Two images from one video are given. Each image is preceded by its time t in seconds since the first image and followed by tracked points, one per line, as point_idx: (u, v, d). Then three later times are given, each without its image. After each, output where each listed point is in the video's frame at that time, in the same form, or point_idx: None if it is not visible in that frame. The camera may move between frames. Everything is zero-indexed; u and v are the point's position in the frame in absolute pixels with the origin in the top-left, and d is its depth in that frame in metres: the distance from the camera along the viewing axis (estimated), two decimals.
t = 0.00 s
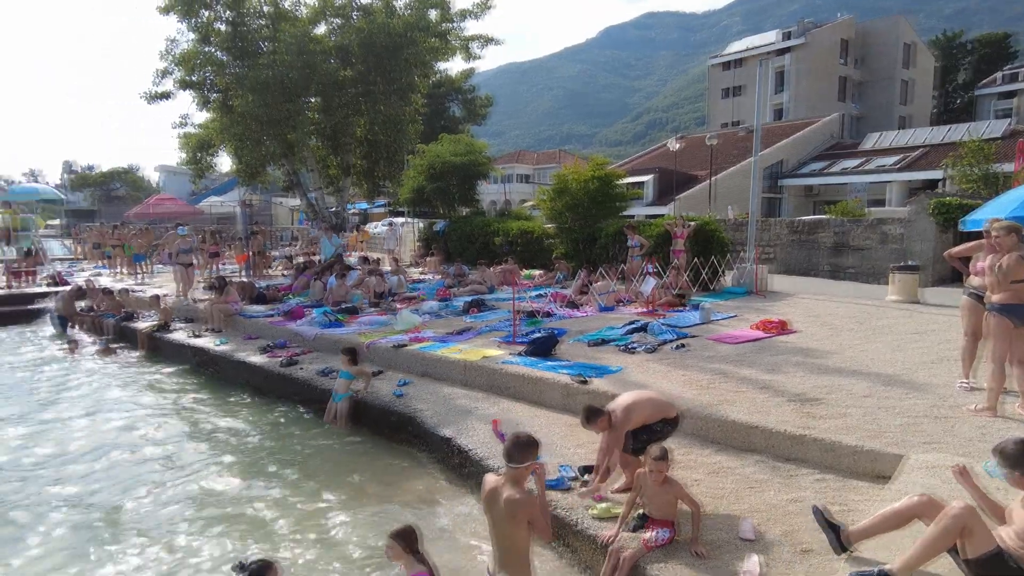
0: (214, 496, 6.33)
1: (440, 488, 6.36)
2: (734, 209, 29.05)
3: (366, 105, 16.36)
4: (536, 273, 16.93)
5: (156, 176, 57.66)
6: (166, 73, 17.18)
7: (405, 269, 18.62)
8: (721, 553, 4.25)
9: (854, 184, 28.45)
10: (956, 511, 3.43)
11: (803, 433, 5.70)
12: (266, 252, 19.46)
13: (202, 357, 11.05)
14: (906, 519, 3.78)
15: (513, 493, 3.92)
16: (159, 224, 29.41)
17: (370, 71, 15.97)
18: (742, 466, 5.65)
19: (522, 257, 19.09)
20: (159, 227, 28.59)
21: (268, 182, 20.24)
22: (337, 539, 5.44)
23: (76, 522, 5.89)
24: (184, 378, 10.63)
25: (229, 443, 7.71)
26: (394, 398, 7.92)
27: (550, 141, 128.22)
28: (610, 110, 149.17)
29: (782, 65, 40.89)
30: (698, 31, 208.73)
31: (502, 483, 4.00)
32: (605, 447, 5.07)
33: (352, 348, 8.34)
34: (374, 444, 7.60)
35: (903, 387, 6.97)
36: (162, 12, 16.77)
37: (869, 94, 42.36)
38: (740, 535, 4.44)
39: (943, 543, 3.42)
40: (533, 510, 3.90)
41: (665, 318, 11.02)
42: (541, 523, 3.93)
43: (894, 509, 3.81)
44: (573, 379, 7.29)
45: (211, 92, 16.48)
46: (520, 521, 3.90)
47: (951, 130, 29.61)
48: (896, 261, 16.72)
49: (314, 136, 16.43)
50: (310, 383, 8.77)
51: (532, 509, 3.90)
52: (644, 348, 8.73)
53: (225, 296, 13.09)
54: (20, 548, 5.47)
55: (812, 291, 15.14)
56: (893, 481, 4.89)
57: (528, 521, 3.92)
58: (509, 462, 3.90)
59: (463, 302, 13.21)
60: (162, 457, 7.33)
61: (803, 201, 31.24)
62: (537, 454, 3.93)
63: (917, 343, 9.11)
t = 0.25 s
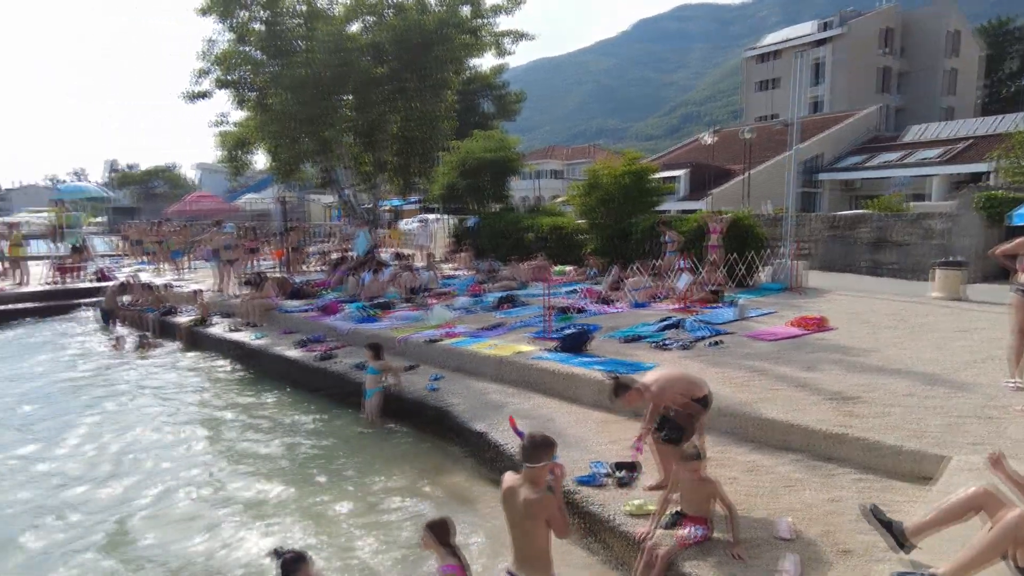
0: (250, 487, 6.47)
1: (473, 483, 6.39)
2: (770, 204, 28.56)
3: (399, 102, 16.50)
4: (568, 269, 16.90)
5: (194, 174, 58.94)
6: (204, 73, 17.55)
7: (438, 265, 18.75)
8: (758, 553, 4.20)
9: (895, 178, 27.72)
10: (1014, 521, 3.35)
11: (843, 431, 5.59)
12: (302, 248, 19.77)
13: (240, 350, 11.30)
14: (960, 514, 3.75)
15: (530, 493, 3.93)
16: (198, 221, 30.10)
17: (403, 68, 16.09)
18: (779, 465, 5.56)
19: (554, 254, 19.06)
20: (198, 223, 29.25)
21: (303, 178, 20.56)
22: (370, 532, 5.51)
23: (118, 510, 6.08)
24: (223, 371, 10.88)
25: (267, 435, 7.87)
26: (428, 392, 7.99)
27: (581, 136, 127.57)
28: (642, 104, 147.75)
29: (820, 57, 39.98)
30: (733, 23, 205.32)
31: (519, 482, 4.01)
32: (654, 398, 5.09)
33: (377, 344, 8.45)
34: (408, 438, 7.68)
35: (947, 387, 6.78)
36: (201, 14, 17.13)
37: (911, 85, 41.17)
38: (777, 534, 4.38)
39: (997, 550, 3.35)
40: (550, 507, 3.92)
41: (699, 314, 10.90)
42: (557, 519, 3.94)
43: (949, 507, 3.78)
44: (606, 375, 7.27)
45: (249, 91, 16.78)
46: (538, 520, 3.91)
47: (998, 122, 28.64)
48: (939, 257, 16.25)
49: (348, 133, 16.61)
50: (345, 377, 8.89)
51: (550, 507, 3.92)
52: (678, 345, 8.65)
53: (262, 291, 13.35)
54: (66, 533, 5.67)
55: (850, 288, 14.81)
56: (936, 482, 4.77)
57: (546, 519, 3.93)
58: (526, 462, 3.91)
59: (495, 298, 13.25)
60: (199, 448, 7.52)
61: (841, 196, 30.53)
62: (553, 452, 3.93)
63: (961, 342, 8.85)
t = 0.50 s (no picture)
0: (284, 479, 6.58)
1: (505, 478, 6.41)
2: (806, 199, 28.00)
3: (431, 99, 16.59)
4: (599, 265, 16.82)
5: (230, 172, 60.10)
6: (241, 73, 17.87)
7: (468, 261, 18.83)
8: (794, 553, 4.13)
9: (936, 172, 26.95)
10: None
11: (882, 431, 5.46)
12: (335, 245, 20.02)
13: (276, 345, 11.52)
14: None
15: (552, 494, 3.88)
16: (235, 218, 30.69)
17: (435, 66, 16.20)
18: (816, 465, 5.46)
19: (585, 250, 18.97)
20: (234, 221, 29.82)
21: (336, 176, 20.81)
22: (402, 525, 5.57)
23: (156, 499, 6.25)
24: (260, 365, 11.10)
25: (301, 429, 8.00)
26: (460, 387, 8.03)
27: (612, 132, 126.71)
28: (674, 99, 145.97)
29: (858, 48, 39.03)
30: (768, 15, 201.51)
31: (541, 483, 3.97)
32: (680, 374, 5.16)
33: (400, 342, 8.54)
34: (439, 433, 7.73)
35: (992, 387, 6.58)
36: (238, 14, 17.42)
37: (954, 76, 39.95)
38: (814, 534, 4.31)
39: None
40: (572, 509, 3.84)
41: (734, 311, 10.75)
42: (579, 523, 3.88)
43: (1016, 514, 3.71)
44: (639, 372, 7.22)
45: (284, 90, 17.04)
46: (560, 521, 3.85)
47: None
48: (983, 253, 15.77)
49: (381, 131, 16.75)
50: (378, 372, 9.00)
51: (574, 507, 3.84)
52: (711, 342, 8.56)
53: (297, 287, 13.57)
54: (109, 521, 5.85)
55: (890, 284, 14.44)
56: (981, 485, 4.64)
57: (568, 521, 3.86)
58: (547, 463, 3.86)
59: (526, 294, 13.26)
60: (235, 440, 7.67)
61: (880, 190, 29.81)
62: (574, 452, 3.85)
63: (1007, 341, 8.58)
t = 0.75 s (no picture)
0: (320, 472, 6.70)
1: (536, 475, 6.41)
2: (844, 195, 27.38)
3: (463, 97, 16.64)
4: (631, 262, 16.70)
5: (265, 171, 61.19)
6: (276, 72, 18.16)
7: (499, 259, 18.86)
8: (832, 555, 4.05)
9: (981, 166, 26.10)
10: None
11: (924, 432, 5.32)
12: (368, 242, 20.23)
13: (311, 340, 11.70)
14: None
15: (587, 499, 3.83)
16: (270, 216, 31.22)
17: (467, 63, 16.25)
18: (854, 465, 5.35)
19: (617, 246, 18.85)
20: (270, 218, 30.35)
21: (369, 174, 21.01)
22: (435, 519, 5.62)
23: (196, 489, 6.40)
24: (295, 360, 11.30)
25: (336, 423, 8.12)
26: (492, 382, 8.06)
27: (644, 127, 125.53)
28: (707, 93, 143.92)
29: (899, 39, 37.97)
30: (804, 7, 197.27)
31: (574, 488, 3.90)
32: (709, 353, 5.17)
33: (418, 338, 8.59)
34: (471, 428, 7.76)
35: None
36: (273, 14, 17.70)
37: (1001, 67, 38.61)
38: (853, 536, 4.23)
39: None
40: (609, 512, 3.83)
41: (769, 309, 10.57)
42: (614, 527, 3.83)
43: None
44: (672, 370, 7.16)
45: (318, 89, 17.27)
46: (596, 524, 3.81)
47: None
48: None
49: (413, 129, 16.86)
50: (411, 367, 9.09)
51: (610, 512, 3.83)
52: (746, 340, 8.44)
53: (332, 283, 13.76)
54: (151, 509, 6.02)
55: (932, 282, 14.04)
56: None
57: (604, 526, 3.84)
58: (581, 468, 3.79)
59: (558, 291, 13.22)
60: (271, 433, 7.81)
61: (921, 185, 29.00)
62: (605, 456, 3.80)
63: None
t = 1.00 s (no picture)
0: (353, 467, 6.80)
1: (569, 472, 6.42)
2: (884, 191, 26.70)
3: (495, 93, 16.66)
4: (664, 259, 16.55)
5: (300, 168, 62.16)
6: (311, 71, 18.41)
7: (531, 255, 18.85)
8: (871, 558, 3.98)
9: None
10: None
11: (969, 434, 5.18)
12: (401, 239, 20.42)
13: (345, 335, 11.87)
14: None
15: (630, 496, 3.80)
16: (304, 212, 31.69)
17: (500, 60, 16.26)
18: (894, 467, 5.23)
19: (649, 243, 18.70)
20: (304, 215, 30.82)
21: (402, 171, 21.18)
22: (467, 515, 5.68)
23: (234, 481, 6.55)
24: (330, 355, 11.47)
25: (369, 418, 8.22)
26: (523, 379, 8.08)
27: (677, 123, 124.06)
28: (742, 87, 141.60)
29: (944, 29, 36.83)
30: None
31: (616, 485, 3.86)
32: (762, 337, 5.09)
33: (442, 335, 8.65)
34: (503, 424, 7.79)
35: None
36: (309, 13, 17.92)
37: None
38: (893, 540, 4.14)
39: None
40: (648, 513, 3.82)
41: (806, 306, 10.38)
42: (651, 532, 3.83)
43: None
44: (707, 368, 7.08)
45: (352, 87, 17.46)
46: (634, 524, 3.79)
47: None
48: None
49: (445, 126, 16.93)
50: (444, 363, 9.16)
51: (649, 513, 3.82)
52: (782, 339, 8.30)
53: (365, 279, 13.92)
54: (191, 502, 6.17)
55: (977, 280, 13.61)
56: None
57: (643, 526, 3.83)
58: (624, 465, 3.76)
59: (589, 287, 13.17)
60: (306, 428, 7.95)
61: (966, 180, 28.12)
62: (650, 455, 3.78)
63: None
